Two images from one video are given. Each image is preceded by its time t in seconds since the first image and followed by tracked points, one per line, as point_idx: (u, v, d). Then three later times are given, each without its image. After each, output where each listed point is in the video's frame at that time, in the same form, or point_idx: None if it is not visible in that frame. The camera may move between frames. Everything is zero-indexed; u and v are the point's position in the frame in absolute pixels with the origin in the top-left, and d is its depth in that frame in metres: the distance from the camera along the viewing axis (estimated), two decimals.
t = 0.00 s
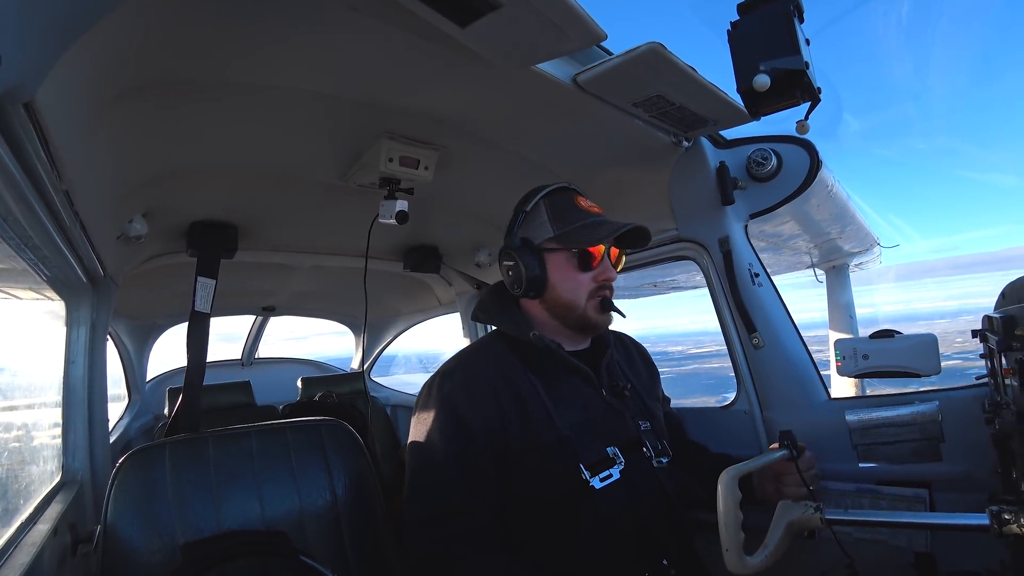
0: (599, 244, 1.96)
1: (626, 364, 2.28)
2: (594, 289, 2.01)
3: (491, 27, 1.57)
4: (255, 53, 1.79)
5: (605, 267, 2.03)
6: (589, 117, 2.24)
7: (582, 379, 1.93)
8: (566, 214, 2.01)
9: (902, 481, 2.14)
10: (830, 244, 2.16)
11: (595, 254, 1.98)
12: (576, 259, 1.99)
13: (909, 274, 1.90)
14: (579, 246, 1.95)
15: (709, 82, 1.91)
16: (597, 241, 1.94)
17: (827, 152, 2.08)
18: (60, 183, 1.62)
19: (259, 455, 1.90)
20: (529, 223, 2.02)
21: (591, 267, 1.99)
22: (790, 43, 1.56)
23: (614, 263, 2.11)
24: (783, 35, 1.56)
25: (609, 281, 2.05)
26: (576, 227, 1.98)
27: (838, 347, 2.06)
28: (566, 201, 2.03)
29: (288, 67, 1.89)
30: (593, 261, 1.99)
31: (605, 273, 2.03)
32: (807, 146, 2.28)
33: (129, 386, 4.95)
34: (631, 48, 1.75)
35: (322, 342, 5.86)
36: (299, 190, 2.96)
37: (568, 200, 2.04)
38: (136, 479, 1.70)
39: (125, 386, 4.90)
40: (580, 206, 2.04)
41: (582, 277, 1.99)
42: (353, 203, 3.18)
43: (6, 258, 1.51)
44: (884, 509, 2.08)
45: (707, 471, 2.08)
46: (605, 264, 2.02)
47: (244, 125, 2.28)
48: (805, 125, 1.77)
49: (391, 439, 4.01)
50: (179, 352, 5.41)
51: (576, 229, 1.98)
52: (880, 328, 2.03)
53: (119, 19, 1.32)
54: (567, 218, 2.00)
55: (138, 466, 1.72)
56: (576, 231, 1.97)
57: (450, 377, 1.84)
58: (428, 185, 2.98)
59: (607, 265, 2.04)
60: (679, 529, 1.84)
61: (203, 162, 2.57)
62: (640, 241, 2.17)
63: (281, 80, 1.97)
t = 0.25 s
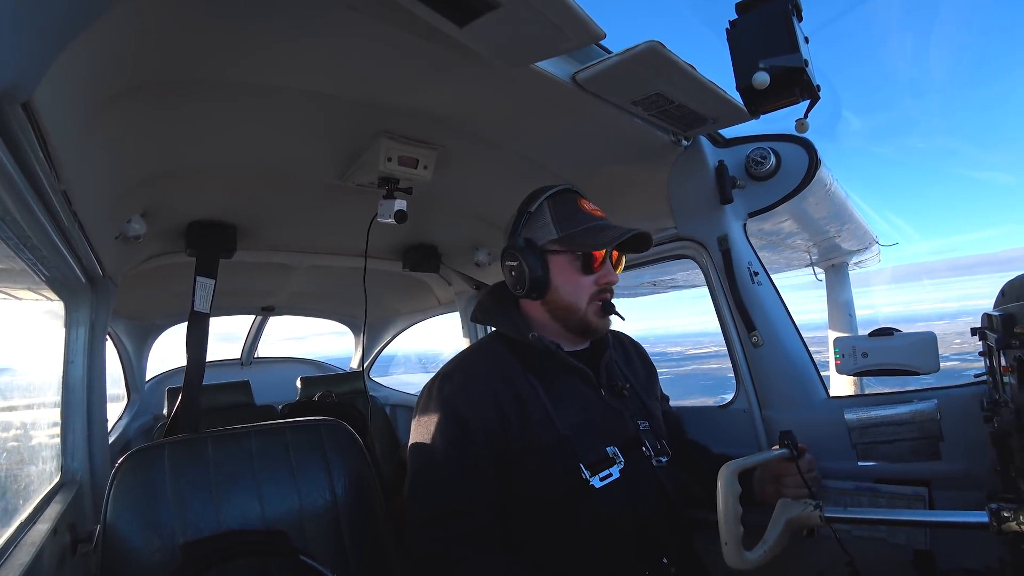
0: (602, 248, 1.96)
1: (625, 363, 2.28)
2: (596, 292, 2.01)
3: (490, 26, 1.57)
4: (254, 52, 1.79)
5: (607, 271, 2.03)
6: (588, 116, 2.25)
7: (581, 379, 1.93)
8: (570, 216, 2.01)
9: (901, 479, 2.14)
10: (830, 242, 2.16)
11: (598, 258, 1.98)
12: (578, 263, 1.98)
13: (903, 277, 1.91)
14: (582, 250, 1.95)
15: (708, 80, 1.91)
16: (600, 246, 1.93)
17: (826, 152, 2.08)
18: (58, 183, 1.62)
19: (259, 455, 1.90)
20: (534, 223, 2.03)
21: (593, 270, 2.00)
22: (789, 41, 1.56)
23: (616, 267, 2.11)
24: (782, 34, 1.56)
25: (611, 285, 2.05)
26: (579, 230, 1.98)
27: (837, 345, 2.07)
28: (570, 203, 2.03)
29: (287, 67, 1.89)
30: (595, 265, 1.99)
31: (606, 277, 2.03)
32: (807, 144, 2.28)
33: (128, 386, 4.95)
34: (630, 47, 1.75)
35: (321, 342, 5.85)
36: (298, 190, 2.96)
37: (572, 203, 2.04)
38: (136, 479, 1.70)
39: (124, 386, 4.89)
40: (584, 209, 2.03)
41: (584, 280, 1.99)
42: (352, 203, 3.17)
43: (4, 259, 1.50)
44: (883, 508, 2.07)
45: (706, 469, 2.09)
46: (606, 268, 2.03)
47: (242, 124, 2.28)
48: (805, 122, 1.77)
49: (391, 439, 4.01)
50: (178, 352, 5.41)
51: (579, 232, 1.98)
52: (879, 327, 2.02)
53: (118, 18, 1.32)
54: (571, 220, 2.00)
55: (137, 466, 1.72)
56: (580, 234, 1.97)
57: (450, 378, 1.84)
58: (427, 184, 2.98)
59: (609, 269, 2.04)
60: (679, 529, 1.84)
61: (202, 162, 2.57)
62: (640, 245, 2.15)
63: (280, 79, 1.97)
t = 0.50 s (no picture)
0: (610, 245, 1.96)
1: (625, 362, 2.28)
2: (604, 288, 2.00)
3: (489, 25, 1.57)
4: (253, 51, 1.79)
5: (615, 267, 2.03)
6: (587, 116, 2.24)
7: (583, 377, 1.93)
8: (577, 213, 2.01)
9: (900, 478, 2.14)
10: (828, 242, 2.16)
11: (605, 253, 1.99)
12: (587, 259, 1.98)
13: (902, 279, 1.91)
14: (590, 246, 1.95)
15: (708, 80, 1.91)
16: (609, 242, 1.94)
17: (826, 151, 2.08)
18: (57, 182, 1.62)
19: (258, 455, 1.90)
20: (541, 220, 2.02)
21: (602, 266, 1.99)
22: (788, 41, 1.56)
23: (623, 261, 2.11)
24: (781, 33, 1.56)
25: (619, 280, 2.05)
26: (587, 227, 1.98)
27: (836, 345, 2.07)
28: (575, 202, 2.04)
29: (286, 65, 1.89)
30: (603, 261, 1.99)
31: (615, 272, 2.03)
32: (806, 143, 2.28)
33: (127, 385, 4.95)
34: (629, 46, 1.74)
35: (320, 341, 5.85)
36: (297, 189, 2.96)
37: (578, 201, 2.04)
38: (135, 478, 1.70)
39: (123, 385, 4.89)
40: (590, 206, 2.05)
41: (593, 276, 1.99)
42: (351, 202, 3.17)
43: (2, 258, 1.50)
44: (881, 506, 2.08)
45: (706, 469, 2.09)
46: (614, 264, 2.03)
47: (242, 123, 2.28)
48: (804, 122, 1.77)
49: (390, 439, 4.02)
50: (177, 352, 5.41)
51: (587, 229, 1.97)
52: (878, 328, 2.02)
53: (116, 17, 1.32)
54: (579, 217, 2.00)
55: (136, 465, 1.72)
56: (588, 231, 1.97)
57: (452, 377, 1.84)
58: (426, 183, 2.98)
59: (617, 265, 2.04)
60: (678, 528, 1.84)
61: (201, 161, 2.57)
62: (647, 240, 2.15)
63: (279, 78, 1.97)
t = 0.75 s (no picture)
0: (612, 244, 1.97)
1: (624, 362, 2.28)
2: (606, 287, 2.01)
3: (487, 24, 1.57)
4: (251, 50, 1.78)
5: (617, 267, 2.03)
6: (586, 115, 2.24)
7: (581, 377, 1.93)
8: (580, 213, 2.01)
9: (898, 478, 2.14)
10: (826, 242, 2.17)
11: (606, 253, 1.98)
12: (589, 258, 1.98)
13: (897, 282, 1.94)
14: (593, 246, 1.95)
15: (707, 79, 1.91)
16: (611, 242, 1.94)
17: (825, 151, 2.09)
18: (55, 181, 1.61)
19: (256, 454, 1.90)
20: (543, 219, 2.02)
21: (604, 266, 1.99)
22: (786, 41, 1.56)
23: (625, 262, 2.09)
24: (779, 34, 1.56)
25: (621, 280, 2.05)
26: (590, 227, 1.98)
27: (833, 345, 2.05)
28: (577, 202, 2.04)
29: (285, 65, 1.89)
30: (606, 260, 1.99)
31: (617, 272, 2.03)
32: (804, 143, 2.28)
33: (126, 385, 4.94)
34: (627, 46, 1.74)
35: (319, 341, 5.85)
36: (295, 188, 2.96)
37: (580, 202, 2.04)
38: (133, 477, 1.70)
39: (121, 385, 4.89)
40: (592, 206, 2.05)
41: (596, 275, 1.99)
42: (350, 202, 3.17)
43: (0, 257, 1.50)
44: (880, 506, 2.09)
45: (704, 468, 2.09)
46: (617, 264, 2.03)
47: (240, 122, 2.28)
48: (802, 122, 1.77)
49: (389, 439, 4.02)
50: (175, 352, 5.40)
51: (590, 229, 1.98)
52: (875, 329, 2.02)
53: (114, 16, 1.32)
54: (581, 217, 2.00)
55: (134, 465, 1.72)
56: (591, 231, 1.97)
57: (451, 377, 1.83)
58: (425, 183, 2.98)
59: (619, 265, 2.04)
60: (677, 527, 1.84)
61: (199, 160, 2.57)
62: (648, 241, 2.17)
63: (277, 77, 1.97)
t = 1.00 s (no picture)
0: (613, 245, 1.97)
1: (624, 363, 2.28)
2: (607, 288, 2.01)
3: (488, 25, 1.57)
4: (251, 51, 1.78)
5: (618, 267, 2.03)
6: (585, 116, 2.24)
7: (581, 379, 1.94)
8: (580, 214, 2.01)
9: (897, 480, 2.15)
10: (824, 244, 2.17)
11: (605, 254, 1.98)
12: (589, 258, 1.98)
13: (897, 283, 1.96)
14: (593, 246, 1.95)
15: (706, 80, 1.91)
16: (614, 243, 1.93)
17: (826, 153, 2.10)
18: (54, 181, 1.61)
19: (255, 455, 1.90)
20: (543, 220, 2.02)
21: (605, 266, 1.99)
22: (787, 42, 1.56)
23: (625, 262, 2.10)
24: (780, 35, 1.56)
25: (621, 280, 2.05)
26: (591, 228, 1.98)
27: (832, 347, 2.05)
28: (577, 203, 2.04)
29: (285, 65, 1.89)
30: (606, 261, 1.99)
31: (618, 273, 2.03)
32: (803, 146, 2.29)
33: (124, 385, 4.94)
34: (628, 47, 1.75)
35: (318, 342, 5.85)
36: (295, 189, 2.96)
37: (580, 202, 2.05)
38: (132, 477, 1.70)
39: (120, 384, 4.88)
40: (592, 207, 2.05)
41: (596, 276, 1.99)
42: (349, 202, 3.17)
43: None
44: (879, 508, 2.10)
45: (703, 469, 2.09)
46: (617, 264, 2.03)
47: (240, 122, 2.28)
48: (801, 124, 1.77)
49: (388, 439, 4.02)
50: (174, 351, 5.40)
51: (591, 229, 1.97)
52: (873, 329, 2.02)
53: (114, 15, 1.32)
54: (582, 218, 2.00)
55: (133, 465, 1.72)
56: (592, 232, 1.97)
57: (450, 377, 1.83)
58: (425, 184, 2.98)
59: (620, 266, 2.04)
60: (676, 529, 1.85)
61: (199, 160, 2.57)
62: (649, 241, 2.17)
63: (277, 77, 1.97)
